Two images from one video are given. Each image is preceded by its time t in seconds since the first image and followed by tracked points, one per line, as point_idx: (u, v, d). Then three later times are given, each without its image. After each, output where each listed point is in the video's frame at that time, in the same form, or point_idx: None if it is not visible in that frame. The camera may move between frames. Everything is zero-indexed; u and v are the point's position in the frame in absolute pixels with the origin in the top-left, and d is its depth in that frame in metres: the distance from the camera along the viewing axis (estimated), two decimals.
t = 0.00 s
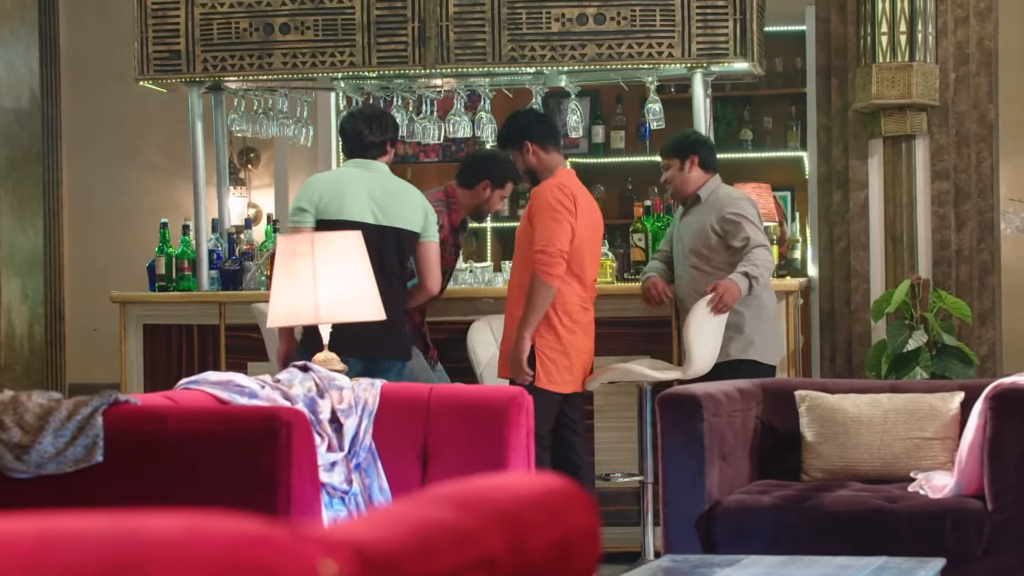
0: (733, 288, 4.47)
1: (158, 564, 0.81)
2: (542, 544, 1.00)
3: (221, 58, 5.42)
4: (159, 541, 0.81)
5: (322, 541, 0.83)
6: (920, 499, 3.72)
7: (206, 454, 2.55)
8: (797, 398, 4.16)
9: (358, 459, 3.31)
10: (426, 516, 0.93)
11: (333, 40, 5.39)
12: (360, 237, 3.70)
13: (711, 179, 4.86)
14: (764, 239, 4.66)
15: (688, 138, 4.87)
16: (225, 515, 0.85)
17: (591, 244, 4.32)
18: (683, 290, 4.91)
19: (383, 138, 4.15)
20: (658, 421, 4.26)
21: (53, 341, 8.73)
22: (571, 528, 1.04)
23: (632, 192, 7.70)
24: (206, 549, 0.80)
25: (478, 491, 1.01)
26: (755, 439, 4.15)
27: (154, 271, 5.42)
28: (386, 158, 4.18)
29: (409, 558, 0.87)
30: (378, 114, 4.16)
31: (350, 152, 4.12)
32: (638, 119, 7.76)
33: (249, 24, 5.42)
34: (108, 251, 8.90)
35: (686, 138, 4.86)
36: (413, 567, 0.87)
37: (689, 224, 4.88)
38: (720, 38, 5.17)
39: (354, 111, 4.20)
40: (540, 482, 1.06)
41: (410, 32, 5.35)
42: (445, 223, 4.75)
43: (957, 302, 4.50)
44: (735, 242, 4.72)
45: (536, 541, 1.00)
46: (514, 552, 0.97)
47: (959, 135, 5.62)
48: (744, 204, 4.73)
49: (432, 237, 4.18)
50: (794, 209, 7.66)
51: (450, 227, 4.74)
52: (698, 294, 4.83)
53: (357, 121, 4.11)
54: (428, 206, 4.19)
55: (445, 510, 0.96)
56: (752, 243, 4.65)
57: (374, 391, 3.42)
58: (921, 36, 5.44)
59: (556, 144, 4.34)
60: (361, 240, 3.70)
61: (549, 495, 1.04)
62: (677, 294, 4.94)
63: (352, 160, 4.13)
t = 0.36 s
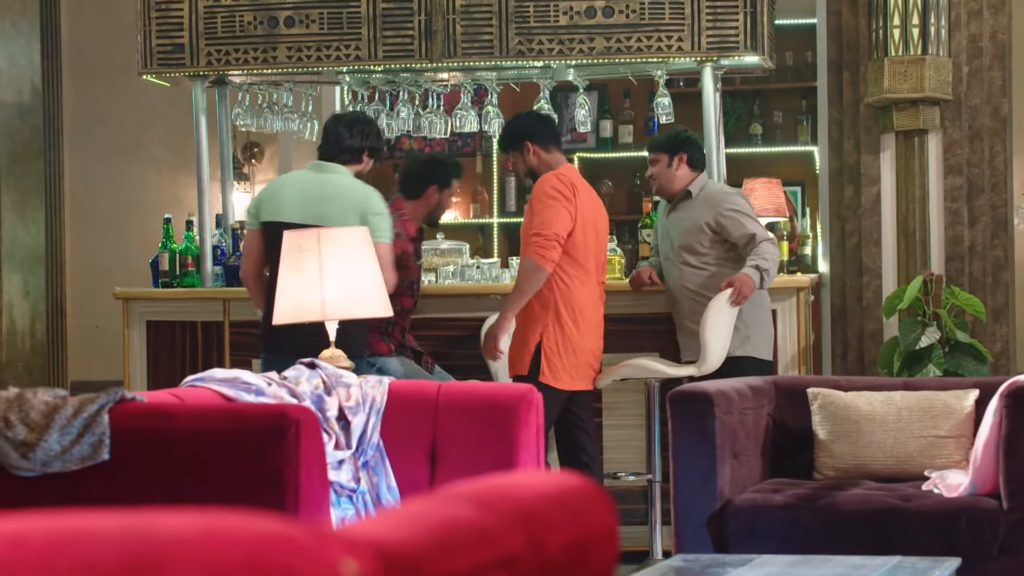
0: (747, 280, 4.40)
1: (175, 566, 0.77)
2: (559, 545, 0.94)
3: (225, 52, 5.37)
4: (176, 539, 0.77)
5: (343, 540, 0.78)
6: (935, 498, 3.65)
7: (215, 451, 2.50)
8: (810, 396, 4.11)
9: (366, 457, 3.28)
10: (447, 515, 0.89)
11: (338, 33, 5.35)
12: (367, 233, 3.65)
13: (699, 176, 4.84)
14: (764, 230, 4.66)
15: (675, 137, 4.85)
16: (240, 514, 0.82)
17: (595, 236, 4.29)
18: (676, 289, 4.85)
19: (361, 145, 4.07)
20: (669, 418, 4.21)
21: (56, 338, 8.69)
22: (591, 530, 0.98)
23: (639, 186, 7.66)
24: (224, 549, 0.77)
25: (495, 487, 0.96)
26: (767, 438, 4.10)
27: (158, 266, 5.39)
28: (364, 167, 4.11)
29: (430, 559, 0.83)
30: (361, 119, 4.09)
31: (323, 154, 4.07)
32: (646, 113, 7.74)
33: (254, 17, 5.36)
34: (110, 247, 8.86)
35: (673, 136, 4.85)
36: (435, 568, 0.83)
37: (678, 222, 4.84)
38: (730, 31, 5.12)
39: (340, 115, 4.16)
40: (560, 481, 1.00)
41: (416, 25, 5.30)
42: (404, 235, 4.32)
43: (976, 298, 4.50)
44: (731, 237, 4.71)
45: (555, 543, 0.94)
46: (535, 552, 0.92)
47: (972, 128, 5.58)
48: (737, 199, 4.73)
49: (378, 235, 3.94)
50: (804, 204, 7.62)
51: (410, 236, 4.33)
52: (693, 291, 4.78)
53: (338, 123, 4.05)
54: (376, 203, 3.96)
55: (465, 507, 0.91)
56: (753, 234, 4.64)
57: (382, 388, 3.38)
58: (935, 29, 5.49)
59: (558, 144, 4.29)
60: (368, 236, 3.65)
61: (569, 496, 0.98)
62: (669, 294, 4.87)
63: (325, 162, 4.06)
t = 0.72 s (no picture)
0: (756, 273, 4.37)
1: (182, 566, 0.70)
2: (569, 540, 0.89)
3: (227, 43, 5.32)
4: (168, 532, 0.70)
5: (348, 536, 0.73)
6: (947, 494, 3.59)
7: (218, 446, 2.45)
8: (820, 391, 4.05)
9: (370, 453, 3.22)
10: (452, 511, 0.83)
11: (342, 24, 5.30)
12: (371, 225, 3.60)
13: (702, 168, 4.79)
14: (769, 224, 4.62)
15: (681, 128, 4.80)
16: (240, 508, 0.75)
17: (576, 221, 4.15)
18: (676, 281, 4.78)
19: (323, 138, 4.09)
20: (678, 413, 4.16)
21: (56, 332, 8.64)
22: (597, 526, 0.92)
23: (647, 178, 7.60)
24: (232, 546, 0.70)
25: (497, 480, 0.91)
26: (776, 434, 4.04)
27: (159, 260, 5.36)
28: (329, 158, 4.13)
29: (436, 555, 0.78)
30: (325, 112, 4.10)
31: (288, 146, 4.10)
32: (653, 105, 7.69)
33: (257, 7, 5.31)
34: (111, 240, 8.82)
35: (679, 127, 4.80)
36: (441, 564, 0.77)
37: (681, 212, 4.78)
38: (739, 20, 5.05)
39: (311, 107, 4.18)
40: (566, 476, 0.95)
41: (421, 15, 5.24)
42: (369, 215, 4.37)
43: (989, 292, 4.43)
44: (735, 229, 4.66)
45: (563, 536, 0.89)
46: (544, 550, 0.87)
47: (985, 120, 5.52)
48: (742, 191, 4.69)
49: (295, 219, 3.89)
50: (814, 196, 7.55)
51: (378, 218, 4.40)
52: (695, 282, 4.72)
53: (301, 116, 4.08)
54: (291, 187, 3.90)
55: (469, 503, 0.85)
56: (760, 227, 4.60)
57: (386, 383, 3.33)
58: (946, 20, 5.42)
59: (532, 133, 4.12)
60: (373, 229, 3.60)
61: (575, 493, 0.93)
62: (669, 285, 4.81)
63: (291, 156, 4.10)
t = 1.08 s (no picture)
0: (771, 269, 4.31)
1: (184, 563, 0.82)
2: (572, 538, 1.02)
3: (236, 36, 5.29)
4: (184, 535, 0.83)
5: (347, 535, 0.84)
6: (962, 493, 3.53)
7: (224, 443, 2.42)
8: (835, 388, 4.01)
9: (379, 450, 3.20)
10: (457, 510, 0.94)
11: (352, 17, 5.27)
12: (381, 221, 3.57)
13: (723, 162, 4.75)
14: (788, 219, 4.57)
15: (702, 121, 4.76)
16: (245, 507, 0.88)
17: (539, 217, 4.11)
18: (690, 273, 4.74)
19: (304, 123, 4.05)
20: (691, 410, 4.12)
21: (64, 327, 8.65)
22: (602, 524, 1.06)
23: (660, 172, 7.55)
24: (235, 544, 0.82)
25: (503, 484, 1.03)
26: (790, 432, 3.99)
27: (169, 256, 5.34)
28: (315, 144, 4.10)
29: (439, 553, 0.88)
30: (301, 98, 4.08)
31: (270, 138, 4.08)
32: (667, 99, 7.65)
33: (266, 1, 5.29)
34: (120, 235, 8.83)
35: (701, 119, 4.76)
36: (443, 562, 0.87)
37: (699, 204, 4.73)
38: (753, 13, 5.00)
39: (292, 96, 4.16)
40: (572, 475, 1.09)
41: (432, 9, 5.20)
42: (374, 210, 4.37)
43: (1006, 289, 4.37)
44: (754, 223, 4.61)
45: (566, 535, 1.01)
46: (544, 545, 0.98)
47: (1003, 113, 5.45)
48: (760, 185, 4.63)
49: (267, 215, 3.83)
50: (830, 190, 7.49)
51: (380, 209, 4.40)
52: (710, 275, 4.68)
53: (278, 106, 4.06)
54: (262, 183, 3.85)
55: (473, 502, 0.97)
56: (778, 222, 4.55)
57: (396, 380, 3.31)
58: (964, 12, 5.37)
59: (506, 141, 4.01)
60: (382, 225, 3.57)
61: (582, 490, 1.07)
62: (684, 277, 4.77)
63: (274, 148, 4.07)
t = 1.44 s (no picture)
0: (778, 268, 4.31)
1: (163, 563, 0.83)
2: (562, 538, 0.98)
3: (239, 33, 5.28)
4: (164, 536, 0.84)
5: (330, 533, 0.83)
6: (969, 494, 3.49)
7: (223, 444, 2.40)
8: (841, 387, 3.98)
9: (381, 451, 3.18)
10: (444, 510, 0.92)
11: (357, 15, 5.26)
12: (382, 219, 3.55)
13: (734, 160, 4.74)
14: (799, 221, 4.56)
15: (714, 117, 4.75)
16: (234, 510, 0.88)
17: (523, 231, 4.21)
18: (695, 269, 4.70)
19: (293, 118, 4.04)
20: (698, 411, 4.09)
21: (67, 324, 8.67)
22: (597, 523, 1.02)
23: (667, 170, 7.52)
24: (213, 546, 0.83)
25: (497, 484, 1.00)
26: (796, 433, 3.96)
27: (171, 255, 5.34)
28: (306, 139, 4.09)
29: (422, 554, 0.86)
30: (288, 94, 4.07)
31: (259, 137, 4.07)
32: (675, 96, 7.62)
33: None
34: (124, 233, 8.84)
35: (715, 115, 4.75)
36: (425, 562, 0.85)
37: (709, 200, 4.70)
38: (760, 10, 4.97)
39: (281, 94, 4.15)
40: (566, 474, 1.05)
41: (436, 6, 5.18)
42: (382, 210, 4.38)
43: (1015, 288, 4.33)
44: (765, 223, 4.60)
45: (557, 535, 0.97)
46: (535, 549, 0.95)
47: (1014, 111, 5.41)
48: (773, 186, 4.62)
49: (255, 214, 3.81)
50: (839, 189, 7.44)
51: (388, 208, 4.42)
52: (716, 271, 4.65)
53: (267, 103, 4.05)
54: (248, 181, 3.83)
55: (463, 502, 0.95)
56: (790, 223, 4.54)
57: (398, 380, 3.29)
58: (973, 9, 5.32)
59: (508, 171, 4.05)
60: (384, 224, 3.55)
61: (575, 491, 1.03)
62: (687, 272, 4.73)
63: (263, 145, 4.05)
